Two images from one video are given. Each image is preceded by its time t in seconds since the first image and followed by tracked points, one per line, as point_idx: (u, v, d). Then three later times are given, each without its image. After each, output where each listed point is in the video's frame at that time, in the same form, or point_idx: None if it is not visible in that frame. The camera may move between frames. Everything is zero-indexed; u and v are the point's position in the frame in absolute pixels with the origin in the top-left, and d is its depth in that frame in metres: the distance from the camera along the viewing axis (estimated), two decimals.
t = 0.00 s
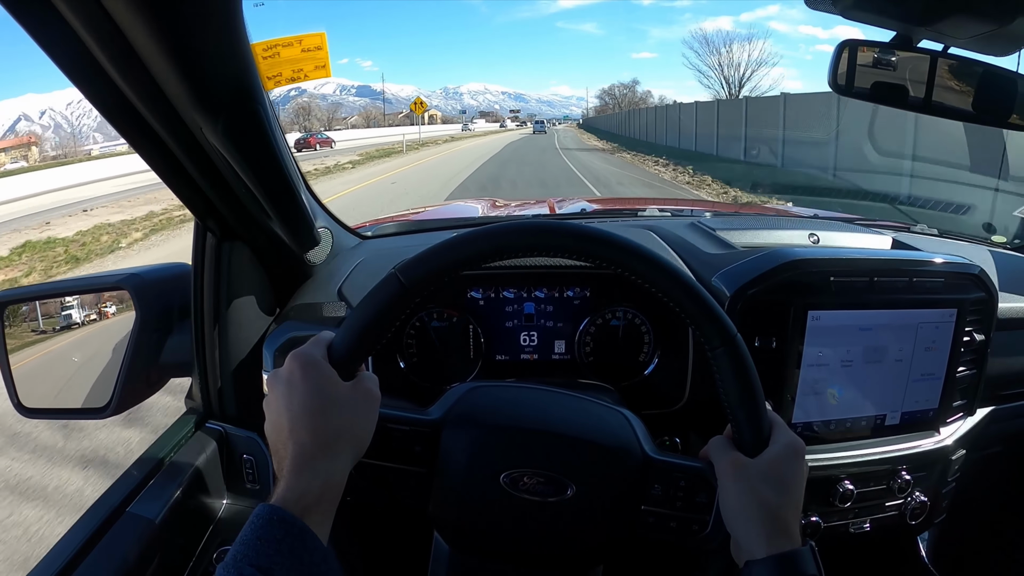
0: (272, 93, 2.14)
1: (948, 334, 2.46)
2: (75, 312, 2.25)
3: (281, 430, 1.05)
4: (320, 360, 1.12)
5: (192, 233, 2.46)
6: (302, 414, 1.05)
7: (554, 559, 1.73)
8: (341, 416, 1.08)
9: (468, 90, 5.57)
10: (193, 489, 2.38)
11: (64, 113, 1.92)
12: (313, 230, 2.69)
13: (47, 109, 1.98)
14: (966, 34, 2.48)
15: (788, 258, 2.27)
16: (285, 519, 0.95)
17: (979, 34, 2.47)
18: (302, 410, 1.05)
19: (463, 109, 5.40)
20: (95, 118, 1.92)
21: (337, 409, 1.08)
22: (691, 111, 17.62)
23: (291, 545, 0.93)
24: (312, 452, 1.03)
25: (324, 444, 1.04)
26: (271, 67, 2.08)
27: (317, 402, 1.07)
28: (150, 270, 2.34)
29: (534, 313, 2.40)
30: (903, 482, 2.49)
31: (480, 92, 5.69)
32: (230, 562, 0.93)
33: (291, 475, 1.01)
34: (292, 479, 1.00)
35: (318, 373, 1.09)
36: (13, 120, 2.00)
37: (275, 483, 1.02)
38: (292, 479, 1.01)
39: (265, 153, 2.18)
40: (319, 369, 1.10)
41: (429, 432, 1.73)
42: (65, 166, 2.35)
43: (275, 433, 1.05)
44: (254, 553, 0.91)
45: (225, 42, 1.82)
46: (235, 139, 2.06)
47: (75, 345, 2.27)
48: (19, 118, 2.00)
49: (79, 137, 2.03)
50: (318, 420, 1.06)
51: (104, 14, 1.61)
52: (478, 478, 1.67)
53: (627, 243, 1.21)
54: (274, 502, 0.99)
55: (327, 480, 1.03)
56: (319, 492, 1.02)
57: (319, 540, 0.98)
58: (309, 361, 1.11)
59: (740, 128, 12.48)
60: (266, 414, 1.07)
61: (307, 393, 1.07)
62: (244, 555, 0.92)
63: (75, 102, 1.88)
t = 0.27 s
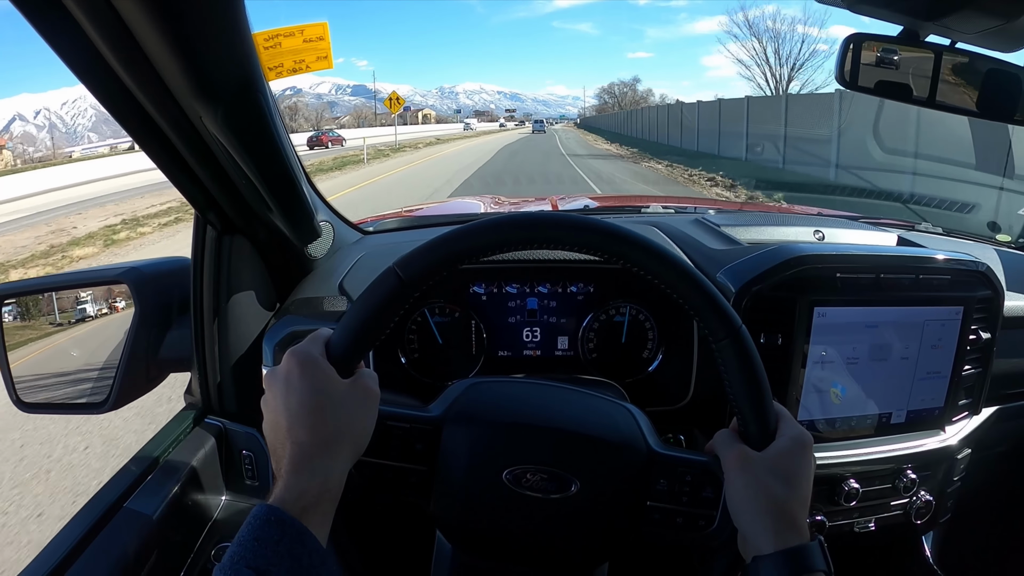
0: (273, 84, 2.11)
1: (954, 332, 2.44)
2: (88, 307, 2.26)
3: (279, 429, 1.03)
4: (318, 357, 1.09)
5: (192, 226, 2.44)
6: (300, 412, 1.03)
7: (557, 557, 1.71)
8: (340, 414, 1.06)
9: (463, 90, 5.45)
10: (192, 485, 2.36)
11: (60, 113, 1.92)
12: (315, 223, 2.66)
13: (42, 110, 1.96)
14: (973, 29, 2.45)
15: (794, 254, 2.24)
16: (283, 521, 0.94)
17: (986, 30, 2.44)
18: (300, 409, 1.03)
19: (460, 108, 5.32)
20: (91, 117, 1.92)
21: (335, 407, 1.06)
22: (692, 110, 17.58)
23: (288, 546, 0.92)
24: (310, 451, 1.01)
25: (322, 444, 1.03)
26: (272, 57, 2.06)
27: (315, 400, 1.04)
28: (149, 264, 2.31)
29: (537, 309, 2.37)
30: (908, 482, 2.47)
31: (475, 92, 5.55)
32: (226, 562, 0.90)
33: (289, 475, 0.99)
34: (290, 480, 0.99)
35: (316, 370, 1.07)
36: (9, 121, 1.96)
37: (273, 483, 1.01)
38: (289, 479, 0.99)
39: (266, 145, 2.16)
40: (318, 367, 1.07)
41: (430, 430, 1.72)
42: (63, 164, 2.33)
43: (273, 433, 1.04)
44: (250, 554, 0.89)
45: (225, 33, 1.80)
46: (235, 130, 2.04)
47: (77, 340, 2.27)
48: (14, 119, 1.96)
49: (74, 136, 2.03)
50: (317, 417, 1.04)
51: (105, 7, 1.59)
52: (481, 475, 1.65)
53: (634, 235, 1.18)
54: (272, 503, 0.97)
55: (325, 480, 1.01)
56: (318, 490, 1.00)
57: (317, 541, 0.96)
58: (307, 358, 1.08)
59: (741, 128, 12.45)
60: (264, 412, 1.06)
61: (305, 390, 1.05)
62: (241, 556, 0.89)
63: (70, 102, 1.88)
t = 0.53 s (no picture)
0: (277, 88, 2.14)
1: (951, 338, 2.46)
2: (100, 302, 2.29)
3: (280, 427, 1.05)
4: (321, 358, 1.12)
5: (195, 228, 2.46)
6: (301, 410, 1.05)
7: (555, 558, 1.73)
8: (339, 413, 1.08)
9: (457, 89, 5.31)
10: (194, 484, 2.39)
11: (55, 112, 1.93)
12: (317, 225, 2.68)
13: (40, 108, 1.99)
14: (973, 37, 2.47)
15: (793, 260, 2.26)
16: (283, 518, 0.95)
17: (985, 38, 2.46)
18: (301, 407, 1.05)
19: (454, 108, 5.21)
20: (86, 116, 1.94)
21: (335, 406, 1.08)
22: (694, 112, 17.58)
23: (287, 543, 0.94)
24: (310, 449, 1.03)
25: (322, 442, 1.04)
26: (277, 62, 2.08)
27: (316, 399, 1.06)
28: (152, 265, 2.33)
29: (537, 312, 2.39)
30: (905, 486, 2.49)
31: (471, 91, 5.42)
32: (225, 559, 0.92)
33: (288, 473, 1.01)
34: (289, 477, 1.00)
35: (317, 370, 1.09)
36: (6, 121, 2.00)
37: (272, 479, 1.02)
38: (289, 477, 1.00)
39: (269, 148, 2.18)
40: (320, 366, 1.10)
41: (430, 434, 1.71)
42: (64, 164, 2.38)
43: (274, 431, 1.05)
44: (250, 551, 0.91)
45: (230, 37, 1.82)
46: (238, 133, 2.05)
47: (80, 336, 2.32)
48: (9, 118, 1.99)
49: (70, 134, 2.06)
50: (317, 416, 1.06)
51: (114, 14, 1.61)
52: (480, 477, 1.66)
53: (632, 243, 1.20)
54: (270, 500, 0.98)
55: (325, 478, 1.03)
56: (317, 488, 1.01)
57: (315, 539, 0.98)
58: (310, 359, 1.10)
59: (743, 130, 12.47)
60: (267, 410, 1.07)
61: (306, 390, 1.07)
62: (241, 551, 0.92)
63: (66, 101, 1.89)
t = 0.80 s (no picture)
0: (272, 86, 2.13)
1: (951, 337, 2.44)
2: (109, 299, 2.26)
3: (273, 426, 1.03)
4: (313, 356, 1.12)
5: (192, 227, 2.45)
6: (295, 406, 1.04)
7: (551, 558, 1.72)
8: (332, 411, 1.08)
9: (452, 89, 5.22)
10: (190, 484, 2.38)
11: (50, 112, 1.93)
12: (313, 225, 2.67)
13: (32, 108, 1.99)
14: (973, 35, 2.46)
15: (792, 258, 2.25)
16: (276, 517, 0.94)
17: (986, 36, 2.45)
18: (295, 404, 1.04)
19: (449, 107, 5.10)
20: (81, 116, 1.95)
21: (328, 404, 1.07)
22: (696, 112, 17.55)
23: (282, 542, 0.92)
24: (303, 445, 1.02)
25: (316, 439, 1.04)
26: (272, 61, 2.07)
27: (311, 395, 1.06)
28: (149, 264, 2.33)
29: (535, 311, 2.38)
30: (903, 487, 2.48)
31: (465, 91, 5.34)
32: (219, 558, 0.90)
33: (283, 471, 1.00)
34: (284, 475, 0.99)
35: (310, 366, 1.09)
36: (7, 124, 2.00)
37: (267, 478, 1.01)
38: (283, 474, 1.00)
39: (265, 147, 2.17)
40: (313, 363, 1.09)
41: (422, 435, 1.69)
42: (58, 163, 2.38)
43: (267, 429, 1.05)
44: (243, 548, 0.89)
45: (226, 34, 1.81)
46: (234, 132, 2.05)
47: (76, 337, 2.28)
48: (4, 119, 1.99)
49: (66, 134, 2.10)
50: (312, 413, 1.05)
51: (108, 12, 1.61)
52: (476, 477, 1.65)
53: (625, 239, 1.19)
54: (266, 499, 0.97)
55: (318, 473, 1.02)
56: (310, 485, 1.01)
57: (309, 536, 0.97)
58: (302, 357, 1.10)
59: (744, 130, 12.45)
60: (260, 409, 1.06)
61: (300, 387, 1.06)
62: (235, 552, 0.89)
63: (60, 102, 1.89)
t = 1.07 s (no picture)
0: (277, 93, 2.15)
1: (951, 341, 2.46)
2: (116, 299, 2.29)
3: (279, 430, 1.06)
4: (320, 364, 1.15)
5: (197, 232, 2.47)
6: (300, 412, 1.06)
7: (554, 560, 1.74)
8: (335, 418, 1.10)
9: (450, 88, 5.15)
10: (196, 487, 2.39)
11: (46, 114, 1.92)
12: (317, 229, 2.69)
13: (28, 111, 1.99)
14: (974, 41, 2.47)
15: (794, 264, 2.27)
16: (281, 524, 0.96)
17: (986, 42, 2.46)
18: (300, 411, 1.07)
19: (446, 108, 5.05)
20: (77, 117, 1.95)
21: (332, 412, 1.10)
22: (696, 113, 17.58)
23: (285, 549, 0.94)
24: (306, 452, 1.04)
25: (319, 446, 1.06)
26: (277, 67, 2.09)
27: (315, 403, 1.08)
28: (155, 268, 2.34)
29: (537, 315, 2.40)
30: (903, 489, 2.50)
31: (463, 90, 5.26)
32: (226, 566, 0.92)
33: (286, 479, 1.02)
34: (287, 483, 1.01)
35: (315, 374, 1.11)
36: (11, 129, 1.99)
37: (270, 487, 1.03)
38: (286, 483, 1.02)
39: (269, 153, 2.19)
40: (316, 370, 1.11)
41: (426, 442, 1.71)
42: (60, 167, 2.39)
43: (272, 434, 1.08)
44: (249, 557, 0.91)
45: (232, 42, 1.82)
46: (239, 139, 2.07)
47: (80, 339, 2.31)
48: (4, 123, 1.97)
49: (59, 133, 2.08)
50: (314, 420, 1.07)
51: (116, 21, 1.62)
52: (480, 482, 1.67)
53: (629, 247, 1.21)
54: (269, 507, 0.99)
55: (320, 482, 1.05)
56: (313, 494, 1.03)
57: (314, 544, 0.99)
58: (307, 363, 1.12)
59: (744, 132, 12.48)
60: (266, 416, 1.09)
61: (304, 394, 1.08)
62: (241, 559, 0.91)
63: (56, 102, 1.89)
